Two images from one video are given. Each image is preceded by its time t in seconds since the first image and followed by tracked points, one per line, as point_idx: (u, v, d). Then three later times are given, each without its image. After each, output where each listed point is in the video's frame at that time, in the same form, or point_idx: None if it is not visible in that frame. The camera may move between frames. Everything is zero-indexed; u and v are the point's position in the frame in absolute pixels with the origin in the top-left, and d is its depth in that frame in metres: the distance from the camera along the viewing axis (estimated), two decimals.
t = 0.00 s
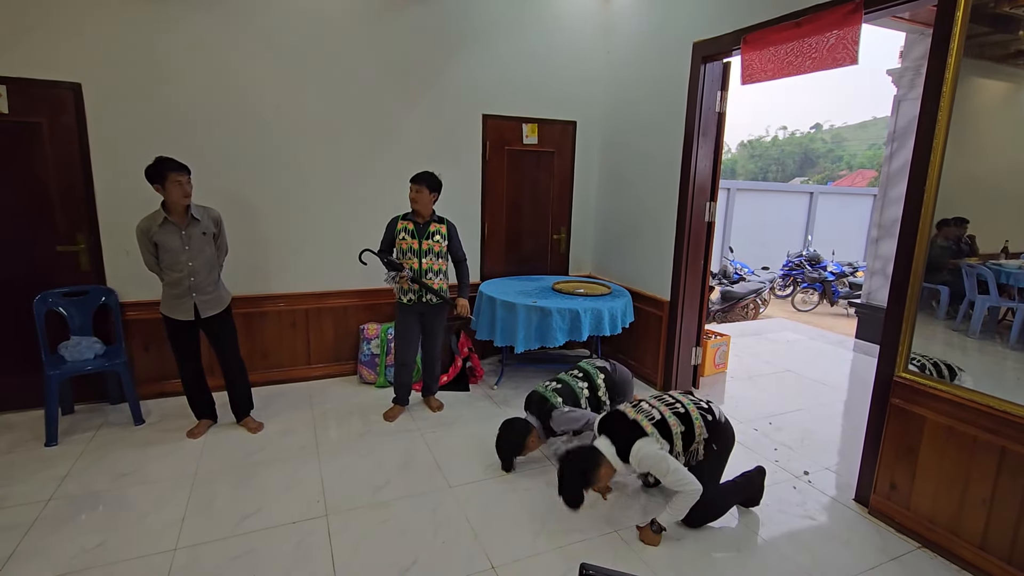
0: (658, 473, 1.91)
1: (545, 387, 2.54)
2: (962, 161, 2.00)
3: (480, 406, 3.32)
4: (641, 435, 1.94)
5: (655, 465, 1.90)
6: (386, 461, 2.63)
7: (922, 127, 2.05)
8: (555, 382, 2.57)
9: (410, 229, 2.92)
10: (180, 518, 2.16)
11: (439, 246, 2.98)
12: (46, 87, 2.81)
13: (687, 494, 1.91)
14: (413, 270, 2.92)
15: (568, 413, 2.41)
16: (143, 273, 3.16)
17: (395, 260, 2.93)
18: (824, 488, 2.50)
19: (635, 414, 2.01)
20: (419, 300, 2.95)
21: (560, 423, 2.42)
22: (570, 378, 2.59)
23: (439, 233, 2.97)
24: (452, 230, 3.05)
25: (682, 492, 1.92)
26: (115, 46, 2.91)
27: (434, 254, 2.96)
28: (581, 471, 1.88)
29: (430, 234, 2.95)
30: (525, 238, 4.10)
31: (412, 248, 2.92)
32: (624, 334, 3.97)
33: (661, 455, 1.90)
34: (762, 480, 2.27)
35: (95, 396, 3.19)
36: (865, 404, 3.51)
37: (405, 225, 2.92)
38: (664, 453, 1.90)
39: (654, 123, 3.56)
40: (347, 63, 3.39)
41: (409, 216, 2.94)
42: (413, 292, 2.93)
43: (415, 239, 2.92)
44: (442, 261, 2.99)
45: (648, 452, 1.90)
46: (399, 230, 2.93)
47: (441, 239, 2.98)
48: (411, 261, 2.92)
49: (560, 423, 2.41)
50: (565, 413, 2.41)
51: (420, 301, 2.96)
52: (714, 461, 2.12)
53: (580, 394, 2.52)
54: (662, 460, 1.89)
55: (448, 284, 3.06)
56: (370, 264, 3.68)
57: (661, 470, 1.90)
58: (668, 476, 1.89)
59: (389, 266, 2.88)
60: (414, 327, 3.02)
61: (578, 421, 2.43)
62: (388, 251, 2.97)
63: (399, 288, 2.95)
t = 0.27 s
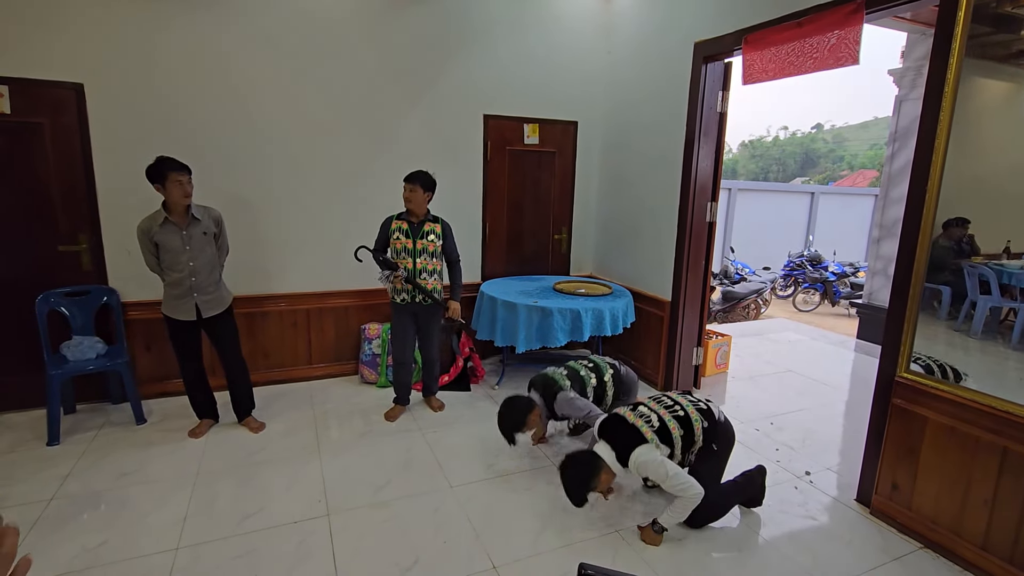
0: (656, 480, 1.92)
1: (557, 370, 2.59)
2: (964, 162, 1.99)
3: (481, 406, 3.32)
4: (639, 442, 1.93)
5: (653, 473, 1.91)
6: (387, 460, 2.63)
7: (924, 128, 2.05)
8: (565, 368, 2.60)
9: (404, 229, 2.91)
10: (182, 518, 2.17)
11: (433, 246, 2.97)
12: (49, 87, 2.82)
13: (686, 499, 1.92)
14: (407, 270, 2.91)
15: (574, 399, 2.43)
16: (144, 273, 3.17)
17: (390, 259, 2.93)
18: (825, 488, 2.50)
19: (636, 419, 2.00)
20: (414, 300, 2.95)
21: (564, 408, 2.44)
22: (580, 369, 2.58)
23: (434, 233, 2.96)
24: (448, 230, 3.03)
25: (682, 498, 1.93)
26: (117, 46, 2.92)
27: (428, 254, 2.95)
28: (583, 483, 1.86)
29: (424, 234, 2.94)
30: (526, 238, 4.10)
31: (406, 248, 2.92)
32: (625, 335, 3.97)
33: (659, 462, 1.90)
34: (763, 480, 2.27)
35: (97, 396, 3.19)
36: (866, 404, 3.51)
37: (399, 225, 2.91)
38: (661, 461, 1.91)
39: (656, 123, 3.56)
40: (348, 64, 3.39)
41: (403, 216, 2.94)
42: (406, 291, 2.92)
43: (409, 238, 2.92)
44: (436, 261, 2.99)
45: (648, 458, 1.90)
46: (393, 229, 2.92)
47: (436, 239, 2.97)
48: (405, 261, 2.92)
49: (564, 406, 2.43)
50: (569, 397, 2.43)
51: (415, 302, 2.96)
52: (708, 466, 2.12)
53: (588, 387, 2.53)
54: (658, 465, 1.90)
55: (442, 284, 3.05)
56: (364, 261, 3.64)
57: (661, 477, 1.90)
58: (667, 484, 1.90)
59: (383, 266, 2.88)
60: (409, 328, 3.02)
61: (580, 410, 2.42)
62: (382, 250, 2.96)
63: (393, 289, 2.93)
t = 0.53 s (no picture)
0: (677, 446, 1.90)
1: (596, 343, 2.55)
2: (966, 161, 1.99)
3: (482, 406, 3.32)
4: (675, 405, 1.92)
5: (678, 437, 1.89)
6: (388, 460, 2.63)
7: (926, 128, 2.05)
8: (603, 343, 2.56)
9: (399, 229, 2.92)
10: (182, 518, 2.17)
11: (429, 247, 2.96)
12: (50, 88, 2.83)
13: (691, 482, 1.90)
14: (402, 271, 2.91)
15: (609, 373, 2.39)
16: (145, 274, 3.17)
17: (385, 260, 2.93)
18: (827, 489, 2.50)
19: (672, 386, 2.01)
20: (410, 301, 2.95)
21: (596, 379, 2.40)
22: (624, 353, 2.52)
23: (428, 233, 2.96)
24: (442, 229, 3.03)
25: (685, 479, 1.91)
26: (118, 47, 2.92)
27: (423, 255, 2.94)
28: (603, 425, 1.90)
29: (419, 234, 2.94)
30: (526, 238, 4.10)
31: (400, 248, 2.92)
32: (626, 335, 3.97)
33: (689, 432, 1.90)
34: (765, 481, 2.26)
35: (98, 396, 3.20)
36: (868, 404, 3.50)
37: (394, 226, 2.92)
38: (690, 431, 1.89)
39: (657, 123, 3.55)
40: (349, 64, 3.39)
41: (398, 217, 2.94)
42: (400, 292, 2.93)
43: (404, 239, 2.92)
44: (433, 262, 2.98)
45: (680, 422, 1.88)
46: (387, 230, 2.92)
47: (431, 239, 2.97)
48: (400, 262, 2.92)
49: (596, 376, 2.39)
50: (605, 369, 2.39)
51: (410, 304, 2.96)
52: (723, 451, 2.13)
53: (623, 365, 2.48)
54: (685, 434, 1.89)
55: (437, 285, 3.03)
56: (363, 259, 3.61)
57: (683, 446, 1.89)
58: (684, 455, 1.88)
59: (379, 267, 2.90)
60: (404, 330, 3.02)
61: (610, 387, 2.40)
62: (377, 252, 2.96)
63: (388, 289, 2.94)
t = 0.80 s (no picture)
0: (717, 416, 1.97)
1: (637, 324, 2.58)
2: (966, 161, 1.99)
3: (483, 407, 3.32)
4: (721, 380, 2.03)
5: (723, 407, 1.97)
6: (389, 461, 2.64)
7: (926, 128, 2.05)
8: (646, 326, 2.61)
9: (395, 231, 2.91)
10: (183, 519, 2.17)
11: (424, 247, 2.96)
12: (51, 89, 2.83)
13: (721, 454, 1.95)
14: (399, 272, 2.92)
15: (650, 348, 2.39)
16: (146, 274, 3.17)
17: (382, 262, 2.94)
18: (828, 489, 2.49)
19: (718, 363, 2.13)
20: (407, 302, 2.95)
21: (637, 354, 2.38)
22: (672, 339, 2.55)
23: (424, 233, 2.96)
24: (437, 229, 3.03)
25: (715, 450, 1.95)
26: (120, 47, 2.92)
27: (419, 256, 2.95)
28: (656, 381, 1.94)
29: (415, 235, 2.93)
30: (527, 239, 4.10)
31: (396, 250, 2.91)
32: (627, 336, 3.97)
33: (734, 403, 1.98)
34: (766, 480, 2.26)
35: (99, 397, 3.20)
36: (869, 405, 3.50)
37: (389, 228, 2.91)
38: (735, 403, 1.98)
39: (658, 124, 3.55)
40: (349, 65, 3.39)
41: (392, 218, 2.93)
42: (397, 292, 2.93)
43: (399, 240, 2.91)
44: (428, 262, 2.98)
45: (727, 394, 1.97)
46: (383, 232, 2.92)
47: (426, 240, 2.96)
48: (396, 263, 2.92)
49: (635, 349, 2.38)
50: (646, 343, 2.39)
51: (407, 305, 2.96)
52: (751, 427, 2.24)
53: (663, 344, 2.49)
54: (730, 406, 1.96)
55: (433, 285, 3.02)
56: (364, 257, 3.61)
57: (722, 416, 1.96)
58: (723, 424, 1.95)
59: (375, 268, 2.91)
60: (401, 330, 3.01)
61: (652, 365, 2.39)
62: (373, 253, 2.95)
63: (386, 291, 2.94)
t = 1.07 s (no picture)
0: (750, 352, 1.99)
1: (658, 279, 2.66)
2: (968, 161, 1.99)
3: (484, 408, 3.32)
4: (749, 313, 2.03)
5: (751, 341, 1.97)
6: (390, 462, 2.64)
7: (927, 128, 2.05)
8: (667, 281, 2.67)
9: (391, 233, 2.91)
10: (184, 519, 2.17)
11: (421, 248, 2.97)
12: (54, 91, 2.84)
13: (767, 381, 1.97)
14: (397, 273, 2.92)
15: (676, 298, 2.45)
16: (148, 275, 3.18)
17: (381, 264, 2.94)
18: (829, 490, 2.49)
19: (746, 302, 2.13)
20: (405, 303, 2.94)
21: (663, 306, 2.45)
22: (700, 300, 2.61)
23: (421, 234, 2.97)
24: (434, 229, 3.03)
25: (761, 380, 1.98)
26: (122, 48, 2.93)
27: (416, 256, 2.95)
28: (678, 301, 1.95)
29: (412, 236, 2.94)
30: (528, 240, 4.10)
31: (393, 251, 2.92)
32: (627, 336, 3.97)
33: (762, 336, 1.98)
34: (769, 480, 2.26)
35: (101, 398, 3.20)
36: (870, 406, 3.49)
37: (385, 229, 2.91)
38: (764, 336, 1.98)
39: (659, 125, 3.55)
40: (350, 66, 3.40)
41: (389, 220, 2.93)
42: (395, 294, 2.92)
43: (396, 242, 2.92)
44: (425, 262, 2.99)
45: (755, 326, 1.98)
46: (379, 234, 2.92)
47: (423, 240, 2.97)
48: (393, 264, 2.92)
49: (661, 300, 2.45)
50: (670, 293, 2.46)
51: (405, 307, 2.95)
52: (787, 378, 2.19)
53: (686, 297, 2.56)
54: (759, 339, 1.97)
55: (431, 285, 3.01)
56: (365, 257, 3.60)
57: (755, 349, 1.98)
58: (757, 358, 1.98)
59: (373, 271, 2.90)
60: (399, 331, 3.00)
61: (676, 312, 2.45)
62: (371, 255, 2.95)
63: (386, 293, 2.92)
